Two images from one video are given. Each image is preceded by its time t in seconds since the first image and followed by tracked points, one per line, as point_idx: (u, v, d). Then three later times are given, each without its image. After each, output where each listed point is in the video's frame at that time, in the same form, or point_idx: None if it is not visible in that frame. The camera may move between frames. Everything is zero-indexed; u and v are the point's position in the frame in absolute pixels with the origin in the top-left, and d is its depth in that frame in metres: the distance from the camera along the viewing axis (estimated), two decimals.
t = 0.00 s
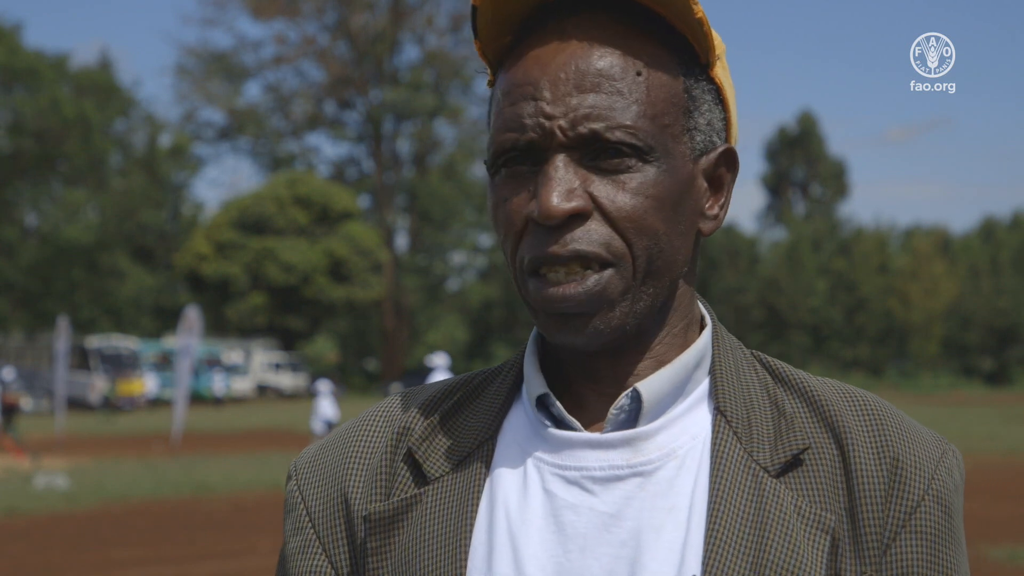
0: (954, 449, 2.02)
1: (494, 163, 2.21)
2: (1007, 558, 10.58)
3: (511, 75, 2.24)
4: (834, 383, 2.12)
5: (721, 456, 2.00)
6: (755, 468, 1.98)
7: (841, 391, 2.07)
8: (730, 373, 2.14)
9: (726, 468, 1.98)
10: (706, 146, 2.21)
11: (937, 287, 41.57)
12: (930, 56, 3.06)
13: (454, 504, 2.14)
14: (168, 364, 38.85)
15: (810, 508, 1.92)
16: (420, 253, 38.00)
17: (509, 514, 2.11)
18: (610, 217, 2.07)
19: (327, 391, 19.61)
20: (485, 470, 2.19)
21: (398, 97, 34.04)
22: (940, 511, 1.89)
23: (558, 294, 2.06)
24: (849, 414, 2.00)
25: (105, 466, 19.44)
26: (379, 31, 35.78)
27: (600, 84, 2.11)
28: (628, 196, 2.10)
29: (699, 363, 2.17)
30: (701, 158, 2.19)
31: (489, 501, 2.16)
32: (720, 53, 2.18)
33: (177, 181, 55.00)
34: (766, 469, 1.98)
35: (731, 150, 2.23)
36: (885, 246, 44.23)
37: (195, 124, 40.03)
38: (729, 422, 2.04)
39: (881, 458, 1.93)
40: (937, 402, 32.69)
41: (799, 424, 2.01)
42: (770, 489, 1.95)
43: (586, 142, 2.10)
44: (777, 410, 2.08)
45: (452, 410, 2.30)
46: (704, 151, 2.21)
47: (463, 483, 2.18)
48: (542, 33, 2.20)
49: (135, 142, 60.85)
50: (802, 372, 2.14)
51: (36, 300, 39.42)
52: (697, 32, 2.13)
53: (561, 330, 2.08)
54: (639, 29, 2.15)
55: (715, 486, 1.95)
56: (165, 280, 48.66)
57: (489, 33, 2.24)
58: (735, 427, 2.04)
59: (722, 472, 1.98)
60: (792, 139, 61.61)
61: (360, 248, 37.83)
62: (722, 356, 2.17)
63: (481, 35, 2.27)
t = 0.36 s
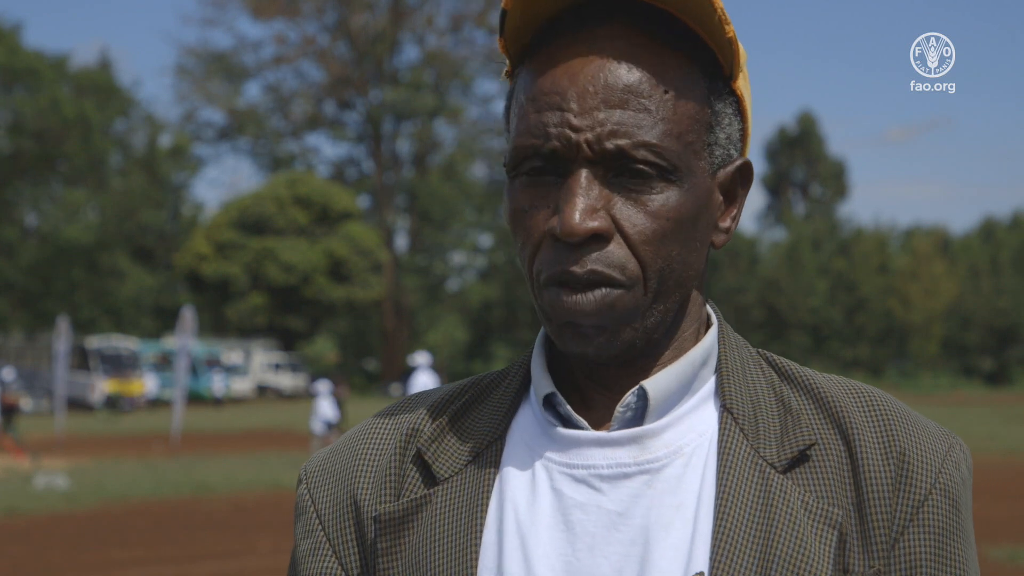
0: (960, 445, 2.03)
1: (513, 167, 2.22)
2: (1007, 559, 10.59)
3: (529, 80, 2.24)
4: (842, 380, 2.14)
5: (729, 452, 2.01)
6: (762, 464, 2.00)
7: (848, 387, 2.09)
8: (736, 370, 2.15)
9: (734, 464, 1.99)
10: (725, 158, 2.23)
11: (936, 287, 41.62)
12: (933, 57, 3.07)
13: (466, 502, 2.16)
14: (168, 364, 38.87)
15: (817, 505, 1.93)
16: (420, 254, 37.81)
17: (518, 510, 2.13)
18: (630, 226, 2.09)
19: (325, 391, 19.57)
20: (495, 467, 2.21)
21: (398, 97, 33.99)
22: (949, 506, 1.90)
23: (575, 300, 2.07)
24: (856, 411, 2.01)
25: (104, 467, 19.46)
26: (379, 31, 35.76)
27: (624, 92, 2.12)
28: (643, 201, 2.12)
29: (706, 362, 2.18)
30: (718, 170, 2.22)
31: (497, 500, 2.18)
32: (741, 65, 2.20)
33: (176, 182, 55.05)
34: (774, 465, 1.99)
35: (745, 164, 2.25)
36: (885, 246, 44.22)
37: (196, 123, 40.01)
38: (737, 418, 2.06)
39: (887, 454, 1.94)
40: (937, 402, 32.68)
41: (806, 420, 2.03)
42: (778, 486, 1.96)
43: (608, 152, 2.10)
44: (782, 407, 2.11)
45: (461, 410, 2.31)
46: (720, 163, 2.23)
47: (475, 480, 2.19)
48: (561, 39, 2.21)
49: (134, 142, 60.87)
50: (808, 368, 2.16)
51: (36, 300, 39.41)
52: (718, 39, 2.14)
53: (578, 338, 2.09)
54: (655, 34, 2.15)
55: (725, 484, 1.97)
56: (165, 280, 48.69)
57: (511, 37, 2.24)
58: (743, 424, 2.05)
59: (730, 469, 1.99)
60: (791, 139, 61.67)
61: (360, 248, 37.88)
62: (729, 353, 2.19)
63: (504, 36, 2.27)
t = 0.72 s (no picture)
0: (965, 444, 2.06)
1: (525, 172, 2.25)
2: (1007, 559, 10.63)
3: (538, 85, 2.26)
4: (847, 380, 2.16)
5: (734, 453, 2.03)
6: (769, 465, 2.02)
7: (854, 387, 2.11)
8: (742, 370, 2.18)
9: (741, 465, 2.02)
10: (735, 162, 2.26)
11: (936, 288, 41.63)
12: (932, 56, 3.09)
13: (473, 499, 2.18)
14: (168, 364, 38.96)
15: (824, 504, 1.96)
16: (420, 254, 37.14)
17: (526, 511, 2.15)
18: (638, 232, 2.12)
19: (326, 390, 19.53)
20: (503, 466, 2.23)
21: (398, 97, 33.96)
22: (952, 505, 1.93)
23: (583, 301, 2.10)
24: (862, 412, 2.04)
25: (104, 467, 19.53)
26: (379, 32, 35.76)
27: (636, 101, 2.14)
28: (651, 206, 2.14)
29: (712, 361, 2.21)
30: (728, 175, 2.25)
31: (505, 498, 2.20)
32: (754, 74, 2.22)
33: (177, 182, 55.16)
34: (780, 466, 2.02)
35: (755, 168, 2.29)
36: (885, 246, 44.24)
37: (196, 124, 40.02)
38: (743, 419, 2.08)
39: (893, 454, 1.97)
40: (936, 403, 32.70)
41: (811, 421, 2.05)
42: (784, 487, 1.98)
43: (618, 160, 2.13)
44: (788, 407, 2.13)
45: (466, 408, 2.33)
46: (730, 167, 2.26)
47: (482, 478, 2.21)
48: (572, 45, 2.23)
49: (135, 142, 60.95)
50: (812, 369, 2.19)
51: (36, 300, 39.42)
52: (730, 45, 2.16)
53: (588, 339, 2.11)
54: (663, 41, 2.17)
55: (730, 484, 1.99)
56: (165, 281, 48.77)
57: (522, 41, 2.26)
58: (749, 425, 2.08)
59: (737, 468, 2.01)
60: (791, 140, 61.71)
61: (359, 249, 38.04)
62: (734, 353, 2.21)
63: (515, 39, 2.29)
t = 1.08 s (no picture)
0: (960, 448, 2.06)
1: (518, 171, 2.25)
2: (1008, 559, 10.63)
3: (533, 88, 2.27)
4: (842, 382, 2.16)
5: (728, 455, 2.04)
6: (763, 467, 2.02)
7: (848, 390, 2.11)
8: (739, 373, 2.18)
9: (733, 466, 2.02)
10: (730, 163, 2.25)
11: (936, 288, 41.63)
12: (931, 56, 3.09)
13: (468, 501, 2.19)
14: (167, 364, 38.96)
15: (817, 506, 1.96)
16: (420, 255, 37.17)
17: (521, 514, 2.15)
18: (629, 225, 2.12)
19: (326, 389, 19.50)
20: (499, 467, 2.23)
21: (397, 97, 33.95)
22: (945, 509, 1.93)
23: (576, 301, 2.10)
24: (857, 415, 2.04)
25: (104, 467, 19.55)
26: (379, 32, 35.75)
27: (626, 97, 2.15)
28: (643, 201, 2.14)
29: (708, 363, 2.21)
30: (724, 176, 2.24)
31: (501, 500, 2.20)
32: (749, 71, 2.21)
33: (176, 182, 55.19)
34: (773, 469, 2.02)
35: (751, 169, 2.28)
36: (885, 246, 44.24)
37: (196, 124, 40.02)
38: (737, 420, 2.09)
39: (887, 458, 1.97)
40: (935, 403, 32.69)
41: (805, 423, 2.06)
42: (777, 488, 1.99)
43: (607, 154, 2.14)
44: (783, 410, 2.13)
45: (462, 411, 2.33)
46: (726, 169, 2.26)
47: (479, 480, 2.21)
48: (567, 44, 2.24)
49: (134, 142, 61.00)
50: (808, 372, 2.19)
51: (35, 300, 39.40)
52: (720, 46, 2.17)
53: (580, 330, 2.12)
54: (651, 38, 2.18)
55: (722, 485, 2.00)
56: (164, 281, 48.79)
57: (518, 46, 2.27)
58: (743, 427, 2.08)
59: (730, 470, 2.01)
60: (790, 140, 61.73)
61: (359, 249, 38.09)
62: (731, 355, 2.21)
63: (512, 37, 2.29)
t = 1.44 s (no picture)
0: (963, 453, 2.04)
1: (514, 171, 2.23)
2: (1008, 559, 10.62)
3: (530, 88, 2.26)
4: (843, 386, 2.14)
5: (727, 456, 2.02)
6: (760, 469, 2.01)
7: (849, 394, 2.10)
8: (739, 374, 2.16)
9: (732, 468, 2.01)
10: (730, 161, 2.24)
11: (936, 288, 41.62)
12: (932, 57, 3.08)
13: (465, 505, 2.17)
14: (168, 364, 38.96)
15: (815, 509, 1.95)
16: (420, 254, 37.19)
17: (517, 516, 2.13)
18: (625, 220, 2.10)
19: (326, 390, 19.46)
20: (498, 468, 2.22)
21: (398, 97, 33.94)
22: (947, 514, 1.91)
23: (573, 298, 2.09)
24: (858, 418, 2.02)
25: (104, 467, 19.55)
26: (379, 32, 35.74)
27: (621, 92, 2.14)
28: (640, 199, 2.12)
29: (708, 366, 2.19)
30: (723, 174, 2.22)
31: (499, 500, 2.18)
32: (744, 68, 2.20)
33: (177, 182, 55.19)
34: (772, 470, 2.00)
35: (752, 168, 2.26)
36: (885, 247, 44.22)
37: (196, 123, 39.99)
38: (735, 423, 2.07)
39: (887, 461, 1.96)
40: (935, 403, 32.67)
41: (806, 426, 2.04)
42: (775, 490, 1.97)
43: (601, 146, 2.13)
44: (784, 413, 2.11)
45: (461, 415, 2.32)
46: (727, 167, 2.24)
47: (476, 480, 2.20)
48: (564, 42, 2.23)
49: (135, 143, 61.03)
50: (809, 375, 2.16)
51: (36, 300, 39.37)
52: (717, 42, 2.15)
53: (577, 326, 2.10)
54: (647, 36, 2.17)
55: (720, 487, 1.98)
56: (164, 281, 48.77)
57: (517, 45, 2.28)
58: (742, 430, 2.06)
59: (728, 471, 2.00)
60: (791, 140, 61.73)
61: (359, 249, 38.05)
62: (732, 357, 2.20)
63: (509, 36, 2.29)
